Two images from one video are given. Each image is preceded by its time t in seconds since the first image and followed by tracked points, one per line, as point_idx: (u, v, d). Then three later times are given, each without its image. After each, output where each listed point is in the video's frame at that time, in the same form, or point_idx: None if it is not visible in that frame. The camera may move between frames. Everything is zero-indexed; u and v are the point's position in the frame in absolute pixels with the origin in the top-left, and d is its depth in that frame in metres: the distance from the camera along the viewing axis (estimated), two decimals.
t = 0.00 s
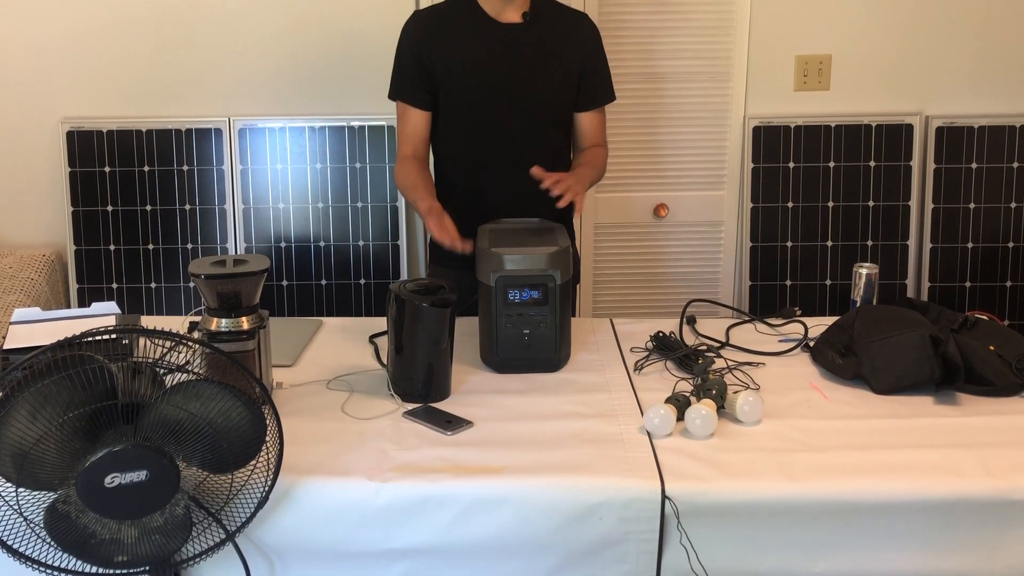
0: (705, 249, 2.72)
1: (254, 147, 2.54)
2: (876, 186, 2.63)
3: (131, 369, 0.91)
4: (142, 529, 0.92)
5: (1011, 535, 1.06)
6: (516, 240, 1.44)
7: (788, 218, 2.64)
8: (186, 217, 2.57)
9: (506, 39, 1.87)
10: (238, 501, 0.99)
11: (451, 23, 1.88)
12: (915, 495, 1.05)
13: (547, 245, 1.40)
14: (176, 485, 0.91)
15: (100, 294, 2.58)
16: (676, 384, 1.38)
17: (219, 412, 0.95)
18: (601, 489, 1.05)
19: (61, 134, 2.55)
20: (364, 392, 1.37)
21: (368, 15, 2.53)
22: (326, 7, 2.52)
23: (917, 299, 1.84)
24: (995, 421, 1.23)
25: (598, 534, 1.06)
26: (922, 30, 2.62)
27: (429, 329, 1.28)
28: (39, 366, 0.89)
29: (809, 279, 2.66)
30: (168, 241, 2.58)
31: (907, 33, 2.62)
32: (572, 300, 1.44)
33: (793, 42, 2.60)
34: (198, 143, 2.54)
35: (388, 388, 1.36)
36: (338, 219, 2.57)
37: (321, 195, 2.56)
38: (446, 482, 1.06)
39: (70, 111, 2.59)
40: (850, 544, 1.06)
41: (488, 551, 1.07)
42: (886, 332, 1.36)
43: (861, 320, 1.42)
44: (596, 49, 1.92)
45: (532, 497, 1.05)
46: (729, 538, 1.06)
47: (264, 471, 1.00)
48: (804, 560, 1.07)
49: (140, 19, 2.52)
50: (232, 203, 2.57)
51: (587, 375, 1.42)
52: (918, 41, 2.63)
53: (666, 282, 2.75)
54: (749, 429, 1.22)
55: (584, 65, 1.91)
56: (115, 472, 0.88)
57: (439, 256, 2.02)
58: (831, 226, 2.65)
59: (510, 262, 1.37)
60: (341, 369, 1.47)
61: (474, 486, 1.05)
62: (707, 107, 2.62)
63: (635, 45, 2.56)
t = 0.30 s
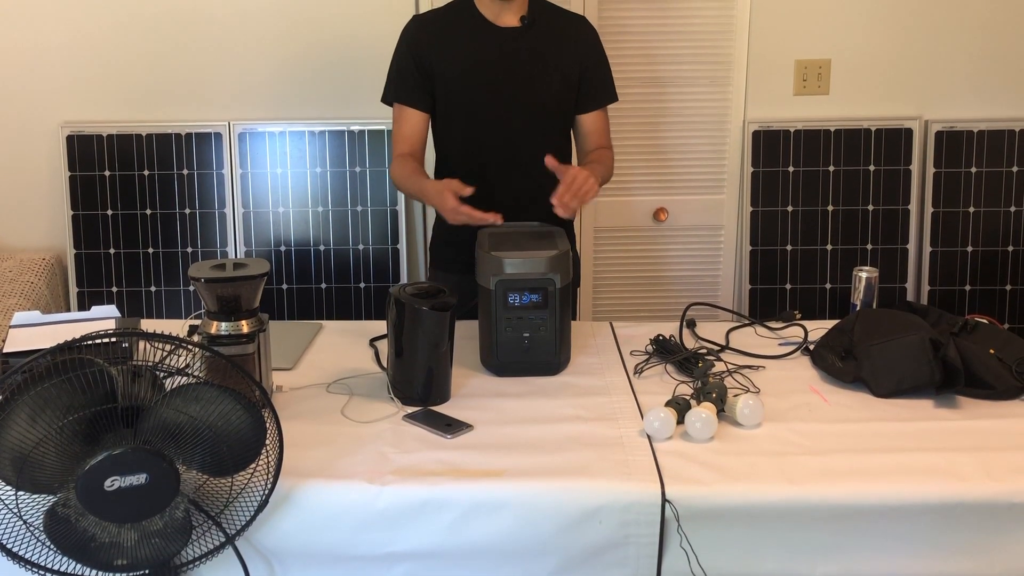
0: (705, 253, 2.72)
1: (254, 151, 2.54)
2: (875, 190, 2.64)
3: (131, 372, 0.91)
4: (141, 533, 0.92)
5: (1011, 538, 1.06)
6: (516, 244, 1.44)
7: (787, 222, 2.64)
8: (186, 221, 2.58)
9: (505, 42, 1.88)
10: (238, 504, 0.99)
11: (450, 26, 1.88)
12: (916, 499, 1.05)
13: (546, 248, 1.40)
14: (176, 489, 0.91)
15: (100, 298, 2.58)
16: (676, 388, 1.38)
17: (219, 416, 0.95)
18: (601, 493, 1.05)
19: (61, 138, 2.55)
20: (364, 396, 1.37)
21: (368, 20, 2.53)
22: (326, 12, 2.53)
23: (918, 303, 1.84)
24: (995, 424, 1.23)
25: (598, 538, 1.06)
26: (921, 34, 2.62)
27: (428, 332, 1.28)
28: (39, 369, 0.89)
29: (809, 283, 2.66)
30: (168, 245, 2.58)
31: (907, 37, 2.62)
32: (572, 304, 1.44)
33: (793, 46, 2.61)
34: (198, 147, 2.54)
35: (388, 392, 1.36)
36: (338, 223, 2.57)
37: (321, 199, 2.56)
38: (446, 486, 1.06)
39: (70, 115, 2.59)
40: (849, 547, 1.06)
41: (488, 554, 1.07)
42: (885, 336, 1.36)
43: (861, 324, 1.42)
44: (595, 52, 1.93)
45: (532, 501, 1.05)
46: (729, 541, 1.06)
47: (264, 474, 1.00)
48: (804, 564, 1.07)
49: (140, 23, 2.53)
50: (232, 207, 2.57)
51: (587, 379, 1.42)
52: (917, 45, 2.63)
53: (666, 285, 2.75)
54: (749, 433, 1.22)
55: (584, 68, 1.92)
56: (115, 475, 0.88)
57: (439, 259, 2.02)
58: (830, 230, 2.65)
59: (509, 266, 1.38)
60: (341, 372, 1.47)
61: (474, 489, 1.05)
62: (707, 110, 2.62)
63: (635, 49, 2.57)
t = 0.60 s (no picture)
0: (705, 255, 2.72)
1: (254, 154, 2.55)
2: (876, 193, 2.64)
3: (131, 375, 0.91)
4: (141, 535, 0.92)
5: (1012, 541, 1.06)
6: (515, 246, 1.44)
7: (787, 224, 2.64)
8: (186, 224, 2.58)
9: (506, 43, 1.88)
10: (238, 507, 0.99)
11: (451, 28, 1.88)
12: (916, 502, 1.04)
13: (546, 251, 1.40)
14: (176, 492, 0.91)
15: (100, 301, 2.58)
16: (676, 390, 1.37)
17: (219, 419, 0.95)
18: (601, 495, 1.05)
19: (61, 141, 2.55)
20: (363, 399, 1.37)
21: (369, 22, 2.54)
22: (326, 15, 2.53)
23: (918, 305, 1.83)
24: (996, 427, 1.23)
25: (597, 541, 1.06)
26: (921, 36, 2.62)
27: (428, 335, 1.28)
28: (39, 372, 0.89)
29: (809, 285, 2.66)
30: (168, 248, 2.58)
31: (907, 40, 2.62)
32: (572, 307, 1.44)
33: (792, 49, 2.61)
34: (198, 150, 2.54)
35: (388, 395, 1.36)
36: (337, 225, 2.57)
37: (321, 201, 2.56)
38: (446, 489, 1.06)
39: (71, 118, 2.59)
40: (850, 550, 1.06)
41: (488, 557, 1.07)
42: (886, 339, 1.35)
43: (861, 326, 1.42)
44: (596, 54, 1.92)
45: (533, 504, 1.05)
46: (729, 545, 1.06)
47: (264, 477, 1.00)
48: (805, 567, 1.07)
49: (140, 26, 2.53)
50: (232, 209, 2.57)
51: (586, 381, 1.42)
52: (917, 48, 2.63)
53: (667, 287, 2.75)
54: (750, 436, 1.21)
55: (584, 69, 1.92)
56: (115, 478, 0.88)
57: (439, 261, 2.02)
58: (830, 233, 2.65)
59: (509, 269, 1.37)
60: (341, 375, 1.47)
61: (474, 492, 1.05)
62: (707, 112, 2.62)
63: (635, 52, 2.57)
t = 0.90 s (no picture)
0: (705, 256, 2.72)
1: (254, 155, 2.55)
2: (876, 194, 2.64)
3: (131, 375, 0.91)
4: (141, 536, 0.92)
5: (1012, 543, 1.06)
6: (516, 248, 1.44)
7: (787, 225, 2.64)
8: (185, 225, 2.58)
9: (508, 44, 1.88)
10: (238, 508, 0.99)
11: (453, 29, 1.88)
12: (916, 503, 1.04)
13: (546, 252, 1.40)
14: (176, 493, 0.91)
15: (100, 302, 2.58)
16: (676, 391, 1.37)
17: (219, 420, 0.95)
18: (601, 496, 1.05)
19: (61, 142, 2.55)
20: (363, 399, 1.37)
21: (369, 23, 2.54)
22: (327, 16, 2.53)
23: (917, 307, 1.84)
24: (996, 428, 1.23)
25: (597, 542, 1.05)
26: (920, 38, 2.63)
27: (428, 335, 1.28)
28: (39, 373, 0.89)
29: (809, 286, 2.66)
30: (167, 249, 2.58)
31: (906, 41, 2.63)
32: (572, 308, 1.44)
33: (792, 51, 2.61)
34: (198, 151, 2.55)
35: (388, 396, 1.36)
36: (337, 226, 2.57)
37: (321, 202, 2.56)
38: (446, 490, 1.06)
39: (71, 119, 2.60)
40: (850, 551, 1.06)
41: (488, 558, 1.07)
42: (886, 340, 1.36)
43: (861, 327, 1.42)
44: (597, 55, 1.92)
45: (532, 505, 1.05)
46: (728, 546, 1.06)
47: (264, 478, 1.00)
48: (804, 568, 1.07)
49: (140, 27, 2.53)
50: (232, 210, 2.57)
51: (586, 382, 1.42)
52: (917, 49, 2.63)
53: (667, 289, 2.75)
54: (749, 437, 1.22)
55: (586, 69, 1.92)
56: (115, 479, 0.88)
57: (439, 261, 2.02)
58: (830, 234, 2.65)
59: (509, 270, 1.37)
60: (342, 376, 1.47)
61: (474, 493, 1.05)
62: (707, 113, 2.62)
63: (636, 53, 2.57)
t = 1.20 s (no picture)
0: (706, 257, 2.72)
1: (254, 156, 2.55)
2: (875, 195, 2.64)
3: (131, 376, 0.91)
4: (140, 537, 0.92)
5: (1012, 544, 1.06)
6: (516, 248, 1.44)
7: (787, 226, 2.64)
8: (185, 225, 2.58)
9: (508, 44, 1.88)
10: (238, 508, 0.99)
11: (453, 30, 1.89)
12: (916, 504, 1.04)
13: (546, 252, 1.40)
14: (176, 494, 0.91)
15: (100, 303, 2.58)
16: (676, 392, 1.38)
17: (219, 421, 0.95)
18: (600, 497, 1.05)
19: (61, 143, 2.55)
20: (363, 400, 1.37)
21: (369, 24, 2.54)
22: (327, 17, 2.53)
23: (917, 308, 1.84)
24: (996, 429, 1.22)
25: (597, 543, 1.05)
26: (920, 38, 2.63)
27: (429, 336, 1.28)
28: (39, 374, 0.89)
29: (809, 287, 2.66)
30: (167, 249, 2.58)
31: (906, 42, 2.63)
32: (572, 308, 1.44)
33: (792, 51, 2.61)
34: (198, 152, 2.55)
35: (388, 396, 1.36)
36: (337, 226, 2.57)
37: (321, 202, 2.56)
38: (445, 491, 1.06)
39: (71, 120, 2.60)
40: (849, 551, 1.06)
41: (487, 558, 1.07)
42: (886, 340, 1.36)
43: (861, 328, 1.42)
44: (598, 56, 1.92)
45: (532, 506, 1.05)
46: (727, 547, 1.06)
47: (264, 478, 1.00)
48: (804, 568, 1.07)
49: (141, 28, 2.53)
50: (232, 211, 2.57)
51: (585, 383, 1.42)
52: (916, 49, 2.63)
53: (667, 289, 2.75)
54: (749, 437, 1.22)
55: (587, 69, 1.91)
56: (115, 480, 0.88)
57: (440, 262, 2.02)
58: (830, 234, 2.65)
59: (509, 271, 1.37)
60: (342, 377, 1.47)
61: (473, 494, 1.05)
62: (707, 114, 2.62)
63: (636, 54, 2.57)
